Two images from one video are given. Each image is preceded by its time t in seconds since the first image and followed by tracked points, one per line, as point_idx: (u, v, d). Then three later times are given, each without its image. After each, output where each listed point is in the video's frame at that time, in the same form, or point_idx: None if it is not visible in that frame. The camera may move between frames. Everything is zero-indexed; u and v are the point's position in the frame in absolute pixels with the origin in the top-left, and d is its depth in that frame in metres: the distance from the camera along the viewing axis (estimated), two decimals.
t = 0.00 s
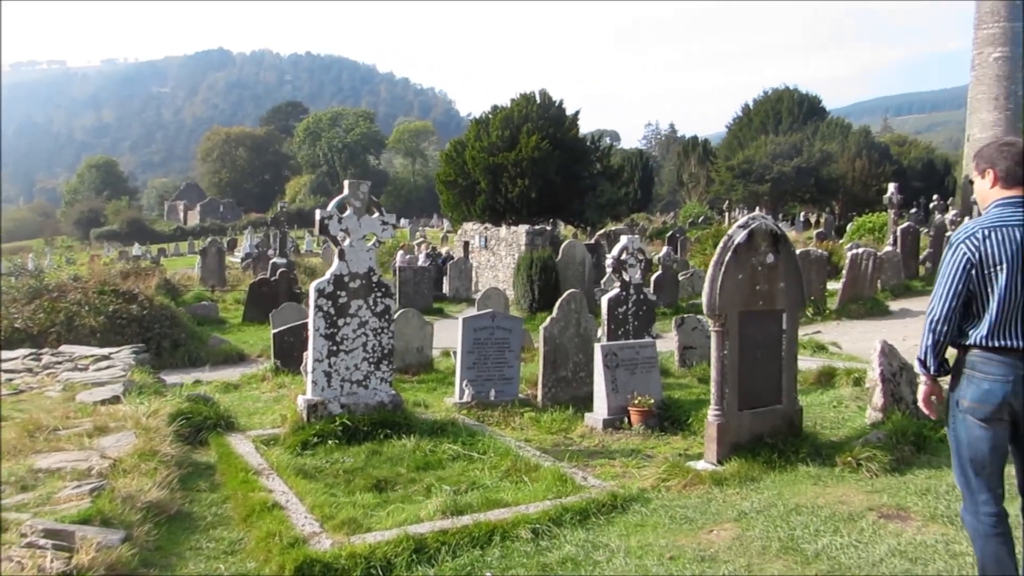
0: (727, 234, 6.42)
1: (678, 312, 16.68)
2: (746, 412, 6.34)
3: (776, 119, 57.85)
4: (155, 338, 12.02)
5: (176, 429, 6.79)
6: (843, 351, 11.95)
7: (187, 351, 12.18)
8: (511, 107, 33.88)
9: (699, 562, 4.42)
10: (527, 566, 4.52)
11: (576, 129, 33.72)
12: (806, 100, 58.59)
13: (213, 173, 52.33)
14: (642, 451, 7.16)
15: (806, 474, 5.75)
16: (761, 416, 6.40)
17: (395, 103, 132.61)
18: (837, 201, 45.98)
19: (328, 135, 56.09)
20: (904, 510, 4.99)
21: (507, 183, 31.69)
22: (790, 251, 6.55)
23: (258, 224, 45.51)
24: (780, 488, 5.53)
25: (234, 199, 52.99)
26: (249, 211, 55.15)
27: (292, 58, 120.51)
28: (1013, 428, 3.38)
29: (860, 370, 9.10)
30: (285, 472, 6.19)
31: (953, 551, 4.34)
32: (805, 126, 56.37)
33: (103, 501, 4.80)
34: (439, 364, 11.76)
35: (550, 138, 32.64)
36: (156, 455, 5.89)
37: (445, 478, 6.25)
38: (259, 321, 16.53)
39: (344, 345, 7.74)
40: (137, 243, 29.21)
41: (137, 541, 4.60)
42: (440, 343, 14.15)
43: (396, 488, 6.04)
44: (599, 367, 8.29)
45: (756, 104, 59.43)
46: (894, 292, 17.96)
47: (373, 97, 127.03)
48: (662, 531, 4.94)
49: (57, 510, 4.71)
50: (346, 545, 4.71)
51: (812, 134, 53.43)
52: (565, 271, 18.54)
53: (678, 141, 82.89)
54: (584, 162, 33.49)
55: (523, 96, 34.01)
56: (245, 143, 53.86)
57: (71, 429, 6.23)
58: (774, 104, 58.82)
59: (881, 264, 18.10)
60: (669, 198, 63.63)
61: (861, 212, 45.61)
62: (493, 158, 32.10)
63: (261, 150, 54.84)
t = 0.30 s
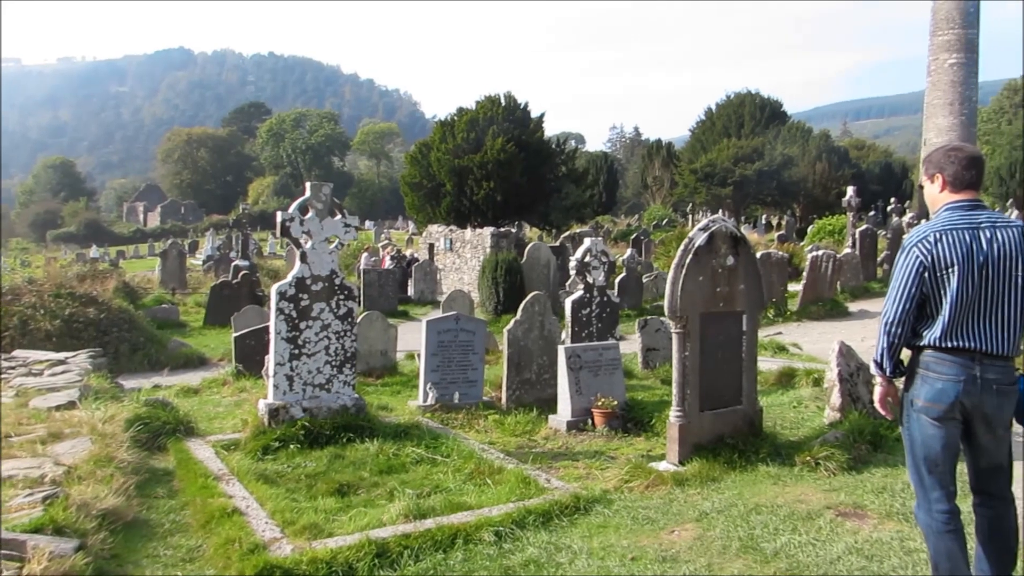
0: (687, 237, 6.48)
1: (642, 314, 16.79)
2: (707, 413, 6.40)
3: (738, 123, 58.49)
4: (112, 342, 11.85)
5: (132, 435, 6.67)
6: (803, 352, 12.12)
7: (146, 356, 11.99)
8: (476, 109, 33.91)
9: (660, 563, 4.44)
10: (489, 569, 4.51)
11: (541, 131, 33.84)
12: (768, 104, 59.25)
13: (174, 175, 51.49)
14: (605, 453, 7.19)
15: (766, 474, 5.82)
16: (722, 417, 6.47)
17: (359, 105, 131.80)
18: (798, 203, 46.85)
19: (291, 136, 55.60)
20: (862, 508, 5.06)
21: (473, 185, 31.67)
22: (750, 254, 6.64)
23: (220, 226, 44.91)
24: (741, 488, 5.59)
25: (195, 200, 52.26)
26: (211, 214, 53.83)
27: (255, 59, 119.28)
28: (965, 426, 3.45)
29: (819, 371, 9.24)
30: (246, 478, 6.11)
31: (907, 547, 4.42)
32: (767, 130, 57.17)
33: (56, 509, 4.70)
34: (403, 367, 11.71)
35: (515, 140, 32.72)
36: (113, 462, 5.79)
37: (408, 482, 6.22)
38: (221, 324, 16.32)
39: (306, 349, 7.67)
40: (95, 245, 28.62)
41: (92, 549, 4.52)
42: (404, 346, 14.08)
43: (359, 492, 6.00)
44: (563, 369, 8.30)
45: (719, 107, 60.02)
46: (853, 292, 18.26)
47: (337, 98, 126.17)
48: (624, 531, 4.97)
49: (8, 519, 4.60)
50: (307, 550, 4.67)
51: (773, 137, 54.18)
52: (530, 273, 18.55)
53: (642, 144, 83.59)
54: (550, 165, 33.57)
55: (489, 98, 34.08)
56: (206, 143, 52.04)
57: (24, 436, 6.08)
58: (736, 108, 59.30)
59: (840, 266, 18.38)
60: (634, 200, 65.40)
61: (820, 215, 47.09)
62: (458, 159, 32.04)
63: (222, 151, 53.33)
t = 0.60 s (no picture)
0: (649, 241, 6.53)
1: (606, 318, 16.87)
2: (670, 417, 6.44)
3: (702, 129, 59.09)
4: (68, 348, 11.59)
5: (88, 443, 6.54)
6: (764, 355, 12.26)
7: (104, 362, 11.78)
8: (441, 113, 33.87)
9: (623, 566, 4.45)
10: None
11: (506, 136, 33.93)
12: (730, 110, 59.92)
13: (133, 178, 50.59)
14: (568, 457, 7.20)
15: (727, 477, 5.87)
16: (684, 420, 6.52)
17: (323, 108, 130.79)
18: (760, 208, 47.87)
19: (253, 139, 55.07)
20: (820, 510, 5.13)
21: (438, 189, 31.62)
22: (711, 259, 6.71)
23: (181, 230, 44.25)
24: (702, 490, 5.63)
25: (155, 203, 51.43)
26: (171, 217, 53.08)
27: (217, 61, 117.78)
28: (920, 427, 3.51)
29: (780, 374, 9.34)
30: (205, 486, 6.01)
31: (865, 547, 4.49)
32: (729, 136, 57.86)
33: (6, 521, 4.60)
34: (366, 372, 11.62)
35: (480, 144, 32.76)
36: (67, 471, 5.67)
37: (371, 488, 6.17)
38: (182, 330, 16.09)
39: (267, 355, 7.58)
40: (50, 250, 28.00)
41: (44, 561, 4.43)
42: (368, 351, 13.99)
43: (321, 500, 5.93)
44: (527, 374, 8.31)
45: (683, 113, 60.61)
46: (813, 296, 18.52)
47: (301, 101, 125.05)
48: (586, 535, 4.98)
49: None
50: (267, 558, 4.61)
51: (735, 143, 54.84)
52: (495, 278, 18.53)
53: (608, 149, 84.08)
54: (515, 170, 33.63)
55: (454, 102, 34.12)
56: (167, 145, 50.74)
57: None
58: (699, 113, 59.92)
59: (801, 270, 18.62)
60: (600, 205, 65.98)
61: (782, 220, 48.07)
62: (423, 164, 32.00)
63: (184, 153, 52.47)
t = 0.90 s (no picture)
0: (607, 247, 6.56)
1: (565, 324, 16.93)
2: (627, 422, 6.47)
3: (659, 136, 59.67)
4: (13, 357, 11.22)
5: (33, 455, 6.37)
6: (720, 360, 12.40)
7: (52, 371, 11.47)
8: (400, 118, 33.68)
9: (579, 572, 4.46)
10: None
11: (465, 141, 33.91)
12: (687, 118, 60.56)
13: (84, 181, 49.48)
14: (527, 463, 7.19)
15: (683, 481, 5.91)
16: (642, 425, 6.56)
17: (280, 112, 129.41)
18: (717, 215, 48.67)
19: (209, 143, 54.30)
20: (775, 512, 5.19)
21: (397, 195, 31.50)
22: (668, 265, 6.77)
23: (134, 236, 43.41)
24: (659, 495, 5.67)
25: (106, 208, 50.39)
26: (123, 221, 52.03)
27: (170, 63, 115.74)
28: (869, 430, 3.58)
29: (736, 379, 9.45)
30: (156, 497, 5.88)
31: (818, 550, 4.55)
32: (687, 143, 58.52)
33: None
34: (324, 379, 11.49)
35: (439, 150, 32.69)
36: (10, 485, 5.51)
37: (327, 497, 6.10)
38: (133, 337, 15.77)
39: (221, 362, 7.46)
40: None
41: None
42: (325, 358, 13.84)
43: (276, 509, 5.85)
44: (485, 380, 8.29)
45: (641, 120, 61.14)
46: (768, 302, 18.80)
47: (258, 105, 123.56)
48: (544, 541, 4.97)
49: None
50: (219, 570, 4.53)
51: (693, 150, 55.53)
52: (454, 283, 18.46)
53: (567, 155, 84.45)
54: (474, 175, 33.63)
55: (413, 107, 33.96)
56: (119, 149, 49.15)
57: None
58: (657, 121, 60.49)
59: (756, 276, 18.89)
60: (559, 211, 66.32)
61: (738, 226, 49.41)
62: (382, 169, 31.81)
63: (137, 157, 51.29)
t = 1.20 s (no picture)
0: (571, 253, 6.58)
1: (529, 329, 16.94)
2: (590, 427, 6.49)
3: (624, 143, 60.04)
4: None
5: None
6: (683, 366, 12.49)
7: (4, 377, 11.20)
8: (365, 122, 33.43)
9: None
10: None
11: (430, 146, 33.81)
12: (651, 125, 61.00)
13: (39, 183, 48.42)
14: (490, 469, 7.18)
15: (646, 486, 5.94)
16: (605, 430, 6.58)
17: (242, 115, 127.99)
18: (680, 222, 49.06)
19: (170, 145, 53.47)
20: (736, 517, 5.23)
21: (361, 200, 31.31)
22: (630, 270, 6.80)
23: (91, 239, 42.57)
24: (622, 500, 5.68)
25: (61, 210, 49.21)
26: (80, 224, 51.02)
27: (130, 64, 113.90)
28: (828, 434, 3.62)
29: (698, 384, 9.51)
30: (111, 506, 5.76)
31: (777, 553, 4.60)
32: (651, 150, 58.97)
33: None
34: (285, 385, 11.36)
35: (404, 155, 32.56)
36: None
37: (288, 504, 6.02)
38: (89, 342, 15.45)
39: (180, 368, 7.34)
40: None
41: None
42: (287, 364, 13.69)
43: (235, 517, 5.76)
44: (449, 386, 8.25)
45: (605, 127, 61.51)
46: (730, 308, 18.98)
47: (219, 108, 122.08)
48: (507, 548, 4.96)
49: None
50: None
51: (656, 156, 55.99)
52: (419, 289, 18.36)
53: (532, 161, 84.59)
54: (439, 181, 33.55)
55: (378, 112, 33.72)
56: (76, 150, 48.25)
57: None
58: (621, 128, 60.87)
59: (719, 282, 19.06)
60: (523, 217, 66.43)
61: (700, 232, 49.90)
62: (346, 173, 31.57)
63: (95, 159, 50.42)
